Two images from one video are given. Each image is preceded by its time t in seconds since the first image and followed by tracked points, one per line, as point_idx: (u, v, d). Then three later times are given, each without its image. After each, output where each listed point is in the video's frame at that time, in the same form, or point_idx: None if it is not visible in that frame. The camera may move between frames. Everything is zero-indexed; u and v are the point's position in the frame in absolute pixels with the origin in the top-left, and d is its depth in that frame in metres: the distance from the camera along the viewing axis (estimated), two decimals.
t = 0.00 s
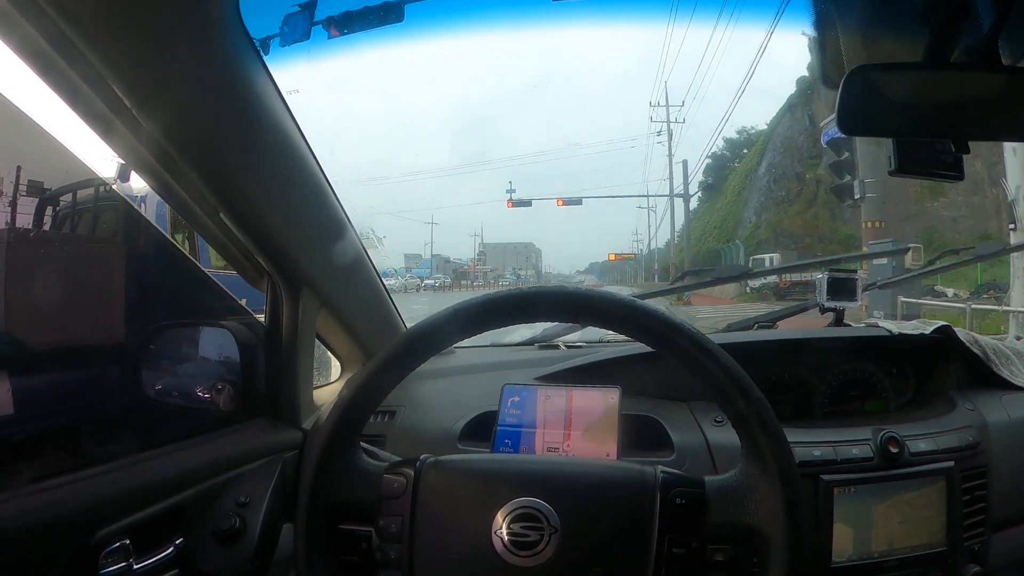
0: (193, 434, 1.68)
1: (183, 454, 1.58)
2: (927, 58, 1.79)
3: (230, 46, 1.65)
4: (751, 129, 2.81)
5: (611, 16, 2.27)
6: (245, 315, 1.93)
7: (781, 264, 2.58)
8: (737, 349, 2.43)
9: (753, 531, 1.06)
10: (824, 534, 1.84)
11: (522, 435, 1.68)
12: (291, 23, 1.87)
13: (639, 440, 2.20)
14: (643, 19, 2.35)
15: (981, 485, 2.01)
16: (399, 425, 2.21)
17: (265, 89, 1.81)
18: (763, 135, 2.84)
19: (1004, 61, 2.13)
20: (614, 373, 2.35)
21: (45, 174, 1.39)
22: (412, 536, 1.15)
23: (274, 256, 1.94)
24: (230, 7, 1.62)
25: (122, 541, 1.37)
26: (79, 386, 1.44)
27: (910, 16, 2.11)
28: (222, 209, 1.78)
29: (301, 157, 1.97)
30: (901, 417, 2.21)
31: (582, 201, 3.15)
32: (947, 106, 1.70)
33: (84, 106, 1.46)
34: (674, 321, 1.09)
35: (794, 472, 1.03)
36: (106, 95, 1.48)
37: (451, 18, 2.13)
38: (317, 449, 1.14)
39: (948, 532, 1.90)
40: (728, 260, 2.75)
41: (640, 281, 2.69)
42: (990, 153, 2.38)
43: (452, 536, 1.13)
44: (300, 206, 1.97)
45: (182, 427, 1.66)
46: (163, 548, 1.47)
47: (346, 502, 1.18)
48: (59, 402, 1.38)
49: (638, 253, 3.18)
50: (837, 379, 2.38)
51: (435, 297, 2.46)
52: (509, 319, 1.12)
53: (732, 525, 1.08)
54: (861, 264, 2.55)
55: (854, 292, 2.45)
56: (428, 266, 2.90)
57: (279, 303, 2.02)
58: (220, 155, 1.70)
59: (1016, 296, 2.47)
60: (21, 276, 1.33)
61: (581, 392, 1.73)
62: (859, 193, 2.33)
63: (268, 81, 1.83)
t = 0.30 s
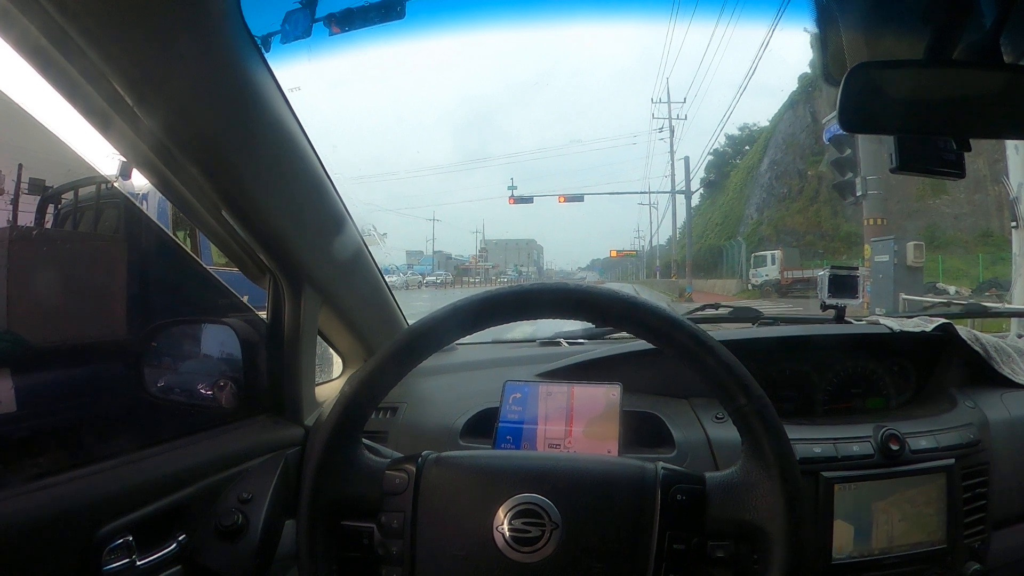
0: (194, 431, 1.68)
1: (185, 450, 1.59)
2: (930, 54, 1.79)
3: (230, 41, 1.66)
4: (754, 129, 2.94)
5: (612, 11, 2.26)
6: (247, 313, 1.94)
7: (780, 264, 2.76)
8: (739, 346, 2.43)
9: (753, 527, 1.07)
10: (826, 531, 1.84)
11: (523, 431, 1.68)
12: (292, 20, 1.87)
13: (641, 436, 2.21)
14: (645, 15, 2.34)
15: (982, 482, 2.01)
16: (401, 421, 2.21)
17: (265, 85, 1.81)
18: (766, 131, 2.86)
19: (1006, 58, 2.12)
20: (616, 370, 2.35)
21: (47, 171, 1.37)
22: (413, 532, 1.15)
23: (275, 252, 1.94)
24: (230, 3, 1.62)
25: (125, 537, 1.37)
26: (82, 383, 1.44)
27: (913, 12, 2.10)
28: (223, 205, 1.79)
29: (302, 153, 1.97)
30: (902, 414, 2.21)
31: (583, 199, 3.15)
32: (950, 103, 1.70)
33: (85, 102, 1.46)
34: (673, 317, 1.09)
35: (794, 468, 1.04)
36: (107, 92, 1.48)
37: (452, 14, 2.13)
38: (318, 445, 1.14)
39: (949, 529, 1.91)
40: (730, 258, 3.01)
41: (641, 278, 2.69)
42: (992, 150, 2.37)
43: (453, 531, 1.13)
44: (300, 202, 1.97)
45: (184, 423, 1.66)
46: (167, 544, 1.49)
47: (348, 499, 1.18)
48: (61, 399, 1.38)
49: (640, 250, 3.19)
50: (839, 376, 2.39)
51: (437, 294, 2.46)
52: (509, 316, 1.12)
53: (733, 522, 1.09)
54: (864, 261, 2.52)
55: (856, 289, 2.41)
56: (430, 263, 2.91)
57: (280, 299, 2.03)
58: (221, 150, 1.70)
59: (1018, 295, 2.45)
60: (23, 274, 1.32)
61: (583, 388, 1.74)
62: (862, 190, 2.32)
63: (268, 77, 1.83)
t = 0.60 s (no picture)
0: (197, 428, 1.67)
1: (187, 447, 1.58)
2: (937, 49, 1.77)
3: (233, 36, 1.65)
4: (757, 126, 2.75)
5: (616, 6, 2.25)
6: (251, 310, 1.93)
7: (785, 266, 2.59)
8: (744, 343, 2.42)
9: (765, 524, 1.06)
10: (833, 529, 1.83)
11: (529, 428, 1.67)
12: (294, 18, 1.85)
13: (647, 433, 2.20)
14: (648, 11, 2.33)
15: (989, 480, 2.00)
16: (405, 418, 2.20)
17: (268, 79, 1.80)
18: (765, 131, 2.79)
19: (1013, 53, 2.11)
20: (620, 367, 2.34)
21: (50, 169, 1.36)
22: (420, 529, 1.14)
23: (278, 248, 1.93)
24: None
25: (127, 535, 1.36)
26: (83, 379, 1.43)
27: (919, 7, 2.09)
28: (226, 200, 1.77)
29: (305, 148, 1.96)
30: (908, 411, 2.20)
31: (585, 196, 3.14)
32: (957, 98, 1.69)
33: (87, 97, 1.45)
34: (683, 311, 1.08)
35: (806, 464, 1.02)
36: (110, 85, 1.46)
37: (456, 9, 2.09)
38: (323, 442, 1.12)
39: (957, 527, 1.89)
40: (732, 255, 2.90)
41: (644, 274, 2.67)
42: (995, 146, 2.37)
43: (460, 528, 1.12)
44: (303, 198, 1.96)
45: (186, 421, 1.65)
46: (167, 543, 1.46)
47: (353, 496, 1.17)
48: (63, 396, 1.37)
49: (643, 248, 3.17)
50: (844, 373, 2.38)
51: (440, 291, 2.45)
52: (517, 310, 1.11)
53: (744, 518, 1.07)
54: (866, 258, 2.54)
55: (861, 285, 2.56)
56: (432, 261, 2.90)
57: (284, 296, 2.02)
58: (225, 145, 1.69)
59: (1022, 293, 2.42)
60: (24, 271, 1.30)
61: (589, 385, 1.73)
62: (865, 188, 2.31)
63: (271, 71, 1.82)
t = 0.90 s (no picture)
0: (199, 427, 1.66)
1: (189, 446, 1.56)
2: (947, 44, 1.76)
3: (237, 31, 1.63)
4: (758, 123, 2.68)
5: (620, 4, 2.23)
6: (253, 308, 1.91)
7: (787, 261, 2.85)
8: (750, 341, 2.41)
9: (777, 523, 1.04)
10: (841, 528, 1.81)
11: (535, 426, 1.66)
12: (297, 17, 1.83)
13: (654, 431, 2.19)
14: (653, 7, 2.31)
15: (998, 479, 1.98)
16: (409, 416, 2.19)
17: (274, 75, 1.79)
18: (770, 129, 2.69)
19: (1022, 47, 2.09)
20: (625, 365, 2.32)
21: (52, 167, 1.35)
22: (426, 528, 1.13)
23: (281, 245, 1.92)
24: None
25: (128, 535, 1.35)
26: (86, 378, 1.41)
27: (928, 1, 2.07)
28: (229, 197, 1.76)
29: (309, 144, 1.94)
30: (916, 409, 2.18)
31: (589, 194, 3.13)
32: (968, 93, 1.67)
33: (89, 92, 1.43)
34: (695, 308, 1.06)
35: (819, 462, 1.01)
36: (114, 79, 1.45)
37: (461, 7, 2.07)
38: (328, 440, 1.11)
39: (965, 526, 1.88)
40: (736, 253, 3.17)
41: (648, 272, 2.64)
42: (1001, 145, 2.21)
43: (466, 528, 1.11)
44: (307, 195, 1.95)
45: (188, 420, 1.64)
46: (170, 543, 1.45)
47: (358, 495, 1.15)
48: (64, 395, 1.35)
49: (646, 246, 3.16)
50: (851, 371, 2.37)
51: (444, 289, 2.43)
52: (527, 306, 1.09)
53: (755, 517, 1.06)
54: (871, 257, 2.46)
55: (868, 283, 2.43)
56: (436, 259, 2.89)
57: (287, 293, 2.01)
58: (228, 141, 1.67)
59: None
60: (27, 269, 1.29)
61: (595, 382, 1.71)
62: (868, 186, 2.28)
63: (276, 67, 1.81)
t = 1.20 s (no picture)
0: (202, 426, 1.68)
1: (191, 445, 1.58)
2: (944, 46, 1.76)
3: (239, 35, 1.65)
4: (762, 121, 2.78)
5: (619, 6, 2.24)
6: (255, 308, 1.93)
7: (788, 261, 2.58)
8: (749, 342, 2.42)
9: (770, 525, 1.05)
10: (838, 529, 1.82)
11: (534, 427, 1.67)
12: (298, 18, 1.84)
13: (653, 431, 2.20)
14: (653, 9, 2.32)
15: (996, 480, 1.99)
16: (410, 416, 2.21)
17: (274, 78, 1.81)
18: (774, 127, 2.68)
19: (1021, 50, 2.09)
20: (624, 366, 2.34)
21: (54, 169, 1.36)
22: (423, 529, 1.14)
23: (283, 247, 1.93)
24: None
25: (131, 533, 1.37)
26: (91, 378, 1.44)
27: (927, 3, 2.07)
28: (231, 199, 1.78)
29: (310, 146, 1.96)
30: (915, 410, 2.19)
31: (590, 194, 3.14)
32: (963, 96, 1.68)
33: (93, 96, 1.45)
34: (688, 312, 1.07)
35: (812, 465, 1.02)
36: (116, 83, 1.47)
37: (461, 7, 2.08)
38: (327, 442, 1.12)
39: (962, 527, 1.89)
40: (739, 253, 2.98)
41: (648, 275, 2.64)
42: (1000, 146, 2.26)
43: (463, 529, 1.12)
44: (308, 197, 1.97)
45: (191, 420, 1.66)
46: (173, 541, 1.48)
47: (357, 496, 1.17)
48: (69, 395, 1.37)
49: (647, 246, 3.17)
50: (850, 372, 2.38)
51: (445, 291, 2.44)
52: (523, 309, 1.10)
53: (748, 518, 1.07)
54: (872, 257, 2.50)
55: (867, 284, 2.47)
56: (437, 260, 2.91)
57: (288, 294, 2.03)
58: (229, 143, 1.70)
59: None
60: (31, 270, 1.31)
61: (593, 384, 1.73)
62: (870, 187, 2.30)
63: (276, 70, 1.83)
